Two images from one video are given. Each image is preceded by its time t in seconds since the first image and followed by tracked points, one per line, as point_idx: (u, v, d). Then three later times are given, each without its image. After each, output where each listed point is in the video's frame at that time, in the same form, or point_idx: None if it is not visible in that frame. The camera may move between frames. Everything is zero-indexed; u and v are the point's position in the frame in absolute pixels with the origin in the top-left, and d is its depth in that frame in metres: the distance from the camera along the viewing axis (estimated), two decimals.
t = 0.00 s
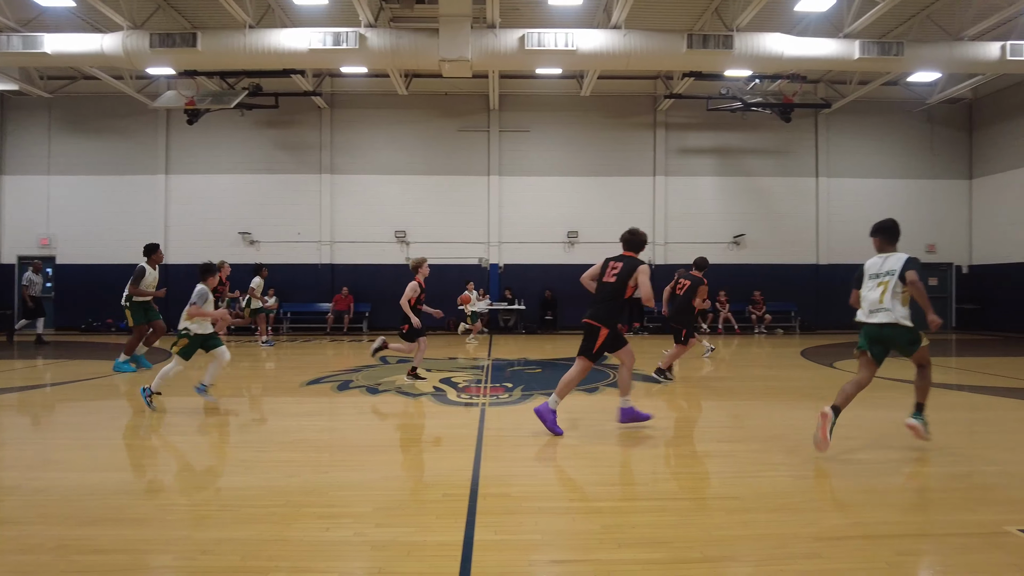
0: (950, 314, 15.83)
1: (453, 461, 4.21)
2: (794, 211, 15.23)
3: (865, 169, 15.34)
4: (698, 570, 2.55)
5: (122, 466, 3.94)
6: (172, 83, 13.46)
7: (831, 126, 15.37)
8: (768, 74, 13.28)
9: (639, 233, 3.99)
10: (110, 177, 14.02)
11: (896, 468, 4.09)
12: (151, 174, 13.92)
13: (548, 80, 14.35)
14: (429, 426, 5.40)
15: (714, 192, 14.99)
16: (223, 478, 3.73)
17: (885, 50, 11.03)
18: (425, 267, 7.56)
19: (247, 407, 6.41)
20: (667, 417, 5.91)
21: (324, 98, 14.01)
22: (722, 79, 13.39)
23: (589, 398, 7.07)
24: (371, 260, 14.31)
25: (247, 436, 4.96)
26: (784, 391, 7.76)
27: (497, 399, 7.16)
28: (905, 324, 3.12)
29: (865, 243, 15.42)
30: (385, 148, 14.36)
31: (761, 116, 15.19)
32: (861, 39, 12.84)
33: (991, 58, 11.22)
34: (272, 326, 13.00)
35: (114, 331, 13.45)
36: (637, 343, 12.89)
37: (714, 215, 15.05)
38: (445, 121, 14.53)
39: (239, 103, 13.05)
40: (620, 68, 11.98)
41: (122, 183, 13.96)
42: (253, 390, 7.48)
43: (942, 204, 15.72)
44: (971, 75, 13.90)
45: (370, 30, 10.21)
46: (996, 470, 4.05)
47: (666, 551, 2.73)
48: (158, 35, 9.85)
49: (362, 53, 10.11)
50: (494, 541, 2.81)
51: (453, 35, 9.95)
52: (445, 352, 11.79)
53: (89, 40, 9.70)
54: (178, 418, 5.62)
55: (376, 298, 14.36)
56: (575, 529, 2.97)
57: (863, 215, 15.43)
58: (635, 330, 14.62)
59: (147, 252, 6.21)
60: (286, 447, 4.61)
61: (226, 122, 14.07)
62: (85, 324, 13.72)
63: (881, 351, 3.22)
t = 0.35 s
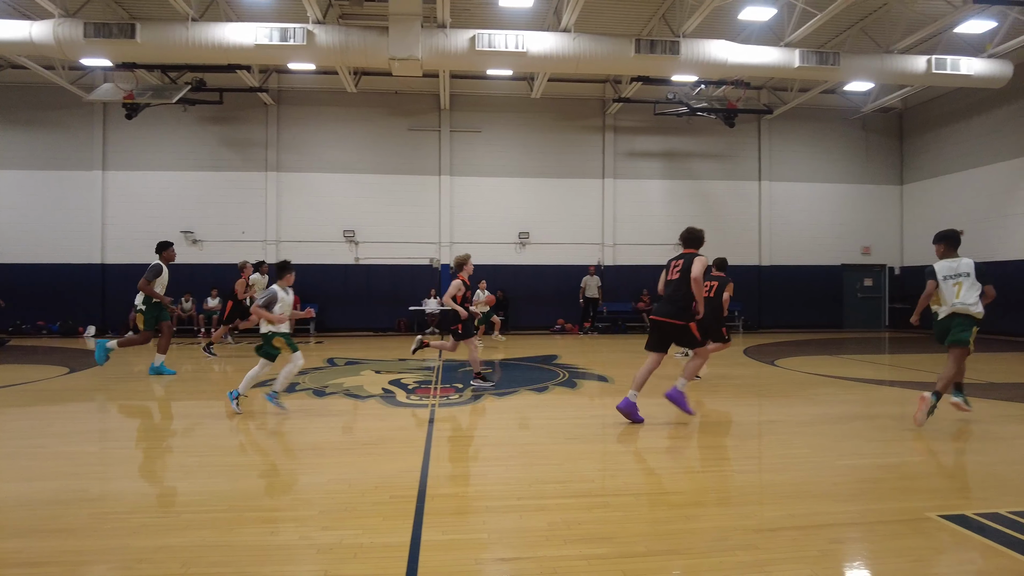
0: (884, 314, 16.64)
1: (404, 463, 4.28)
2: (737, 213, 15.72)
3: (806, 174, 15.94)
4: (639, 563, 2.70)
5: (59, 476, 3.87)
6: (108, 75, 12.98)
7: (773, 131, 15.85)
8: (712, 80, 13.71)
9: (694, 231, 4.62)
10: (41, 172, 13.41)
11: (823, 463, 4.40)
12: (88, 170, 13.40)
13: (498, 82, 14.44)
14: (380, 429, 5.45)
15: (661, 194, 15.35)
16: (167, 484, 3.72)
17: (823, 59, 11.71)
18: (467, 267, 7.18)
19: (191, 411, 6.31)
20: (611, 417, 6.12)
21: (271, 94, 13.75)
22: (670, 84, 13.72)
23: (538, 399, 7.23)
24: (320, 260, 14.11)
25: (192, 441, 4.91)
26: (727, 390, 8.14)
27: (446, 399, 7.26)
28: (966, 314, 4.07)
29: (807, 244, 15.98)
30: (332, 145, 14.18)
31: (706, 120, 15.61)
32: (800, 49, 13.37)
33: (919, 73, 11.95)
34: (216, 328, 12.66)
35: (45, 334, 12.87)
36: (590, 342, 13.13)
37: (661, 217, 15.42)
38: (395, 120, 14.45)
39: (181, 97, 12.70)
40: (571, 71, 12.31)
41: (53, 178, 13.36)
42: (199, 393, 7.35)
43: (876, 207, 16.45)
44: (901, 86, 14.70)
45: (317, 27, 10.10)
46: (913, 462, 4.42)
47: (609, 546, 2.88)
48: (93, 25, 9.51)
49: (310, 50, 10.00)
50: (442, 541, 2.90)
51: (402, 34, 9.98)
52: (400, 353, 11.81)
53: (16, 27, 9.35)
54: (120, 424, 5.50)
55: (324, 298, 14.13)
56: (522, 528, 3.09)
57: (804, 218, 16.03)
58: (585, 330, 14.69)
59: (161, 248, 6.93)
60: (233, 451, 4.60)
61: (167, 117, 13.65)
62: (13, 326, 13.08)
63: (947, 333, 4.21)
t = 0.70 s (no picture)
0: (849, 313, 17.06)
1: (376, 463, 4.30)
2: (707, 215, 15.95)
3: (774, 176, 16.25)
4: (607, 560, 2.76)
5: (16, 482, 3.79)
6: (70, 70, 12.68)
7: (741, 134, 16.13)
8: (681, 82, 13.92)
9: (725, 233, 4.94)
10: None
11: (788, 460, 4.53)
12: (48, 166, 13.07)
13: (470, 81, 14.45)
14: (352, 430, 5.45)
15: (632, 195, 15.51)
16: (131, 488, 3.67)
17: (790, 63, 11.98)
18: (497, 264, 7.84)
19: (155, 413, 6.21)
20: (580, 417, 6.19)
21: (239, 92, 13.57)
22: (640, 85, 13.88)
23: (509, 399, 7.28)
24: (290, 259, 13.95)
25: (157, 444, 4.84)
26: (699, 389, 8.29)
27: (418, 399, 7.26)
28: (991, 318, 4.36)
29: (774, 245, 16.30)
30: (301, 143, 14.02)
31: (676, 122, 15.81)
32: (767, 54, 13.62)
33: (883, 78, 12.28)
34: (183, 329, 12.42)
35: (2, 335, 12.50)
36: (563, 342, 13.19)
37: (633, 217, 15.57)
38: (366, 119, 14.37)
39: (146, 93, 12.48)
40: (542, 72, 12.39)
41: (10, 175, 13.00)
42: (164, 395, 7.22)
43: (841, 209, 16.82)
44: (864, 91, 15.07)
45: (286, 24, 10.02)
46: (875, 457, 4.57)
47: (578, 544, 2.93)
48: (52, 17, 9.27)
49: (279, 47, 9.92)
50: (412, 541, 2.93)
51: (373, 32, 9.97)
52: (375, 353, 11.75)
53: None
54: (81, 428, 5.39)
55: (295, 298, 13.98)
56: (492, 527, 3.13)
57: (773, 219, 16.33)
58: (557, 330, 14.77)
59: (168, 240, 7.00)
60: (200, 453, 4.55)
61: (131, 113, 13.37)
62: None
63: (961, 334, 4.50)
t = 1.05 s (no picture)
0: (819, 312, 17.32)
1: (351, 464, 4.31)
2: (680, 215, 16.12)
3: (747, 177, 16.48)
4: (579, 556, 2.82)
5: None
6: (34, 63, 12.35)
7: (714, 135, 16.33)
8: (655, 84, 14.07)
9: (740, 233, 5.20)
10: None
11: (758, 457, 4.64)
12: (9, 162, 12.72)
13: (445, 81, 14.43)
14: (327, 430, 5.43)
15: (606, 196, 15.63)
16: (99, 492, 3.63)
17: (762, 67, 12.20)
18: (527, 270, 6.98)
19: (123, 416, 6.11)
20: (553, 417, 6.25)
21: (210, 89, 13.37)
22: (614, 87, 14.01)
23: (483, 399, 7.31)
24: (261, 258, 13.78)
25: (124, 446, 4.78)
26: (673, 387, 8.41)
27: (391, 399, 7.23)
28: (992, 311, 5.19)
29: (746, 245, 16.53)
30: (273, 141, 13.86)
31: (650, 124, 15.95)
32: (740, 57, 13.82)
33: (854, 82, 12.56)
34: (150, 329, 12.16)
35: None
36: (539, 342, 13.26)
37: (607, 218, 15.68)
38: (340, 117, 14.26)
39: (113, 89, 12.24)
40: (518, 72, 12.42)
41: None
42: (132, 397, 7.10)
43: (811, 210, 17.13)
44: (834, 94, 15.38)
45: (259, 20, 9.91)
46: (841, 453, 4.72)
47: (551, 541, 2.98)
48: (14, 9, 9.02)
49: (252, 43, 9.80)
50: (386, 541, 2.95)
51: (348, 30, 9.92)
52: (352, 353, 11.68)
53: None
54: (46, 432, 5.29)
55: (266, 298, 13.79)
56: (467, 525, 3.17)
57: (745, 220, 16.56)
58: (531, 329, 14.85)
59: (174, 241, 6.87)
60: (171, 455, 4.51)
61: (97, 109, 13.09)
62: None
63: (963, 321, 5.30)
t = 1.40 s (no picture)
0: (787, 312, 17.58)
1: (324, 466, 4.27)
2: (652, 216, 16.23)
3: (718, 178, 16.69)
4: (552, 555, 2.84)
5: None
6: None
7: (685, 137, 16.48)
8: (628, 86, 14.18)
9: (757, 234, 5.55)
10: None
11: (728, 455, 4.72)
12: None
13: (419, 80, 14.37)
14: (298, 432, 5.38)
15: (579, 197, 15.69)
16: (59, 497, 3.54)
17: (732, 70, 12.36)
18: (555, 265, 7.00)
19: (85, 419, 5.96)
20: (525, 416, 6.28)
21: (178, 85, 13.11)
22: (587, 88, 14.11)
23: (456, 399, 7.31)
24: (231, 258, 13.54)
25: (85, 451, 4.67)
26: (647, 386, 8.50)
27: (363, 400, 7.14)
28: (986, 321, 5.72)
29: (716, 246, 16.68)
30: (242, 138, 13.65)
31: (622, 125, 16.06)
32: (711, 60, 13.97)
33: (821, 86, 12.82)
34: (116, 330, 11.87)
35: None
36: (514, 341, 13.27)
37: (580, 219, 15.75)
38: (311, 115, 14.09)
39: (76, 84, 11.92)
40: (491, 72, 12.43)
41: None
42: (94, 400, 6.92)
43: (781, 211, 17.43)
44: (801, 98, 15.66)
45: (229, 15, 9.75)
46: (807, 450, 4.83)
47: (525, 540, 3.00)
48: None
49: (221, 39, 9.64)
50: (359, 542, 2.94)
51: (320, 27, 9.83)
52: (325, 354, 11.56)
53: None
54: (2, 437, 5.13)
55: (235, 298, 13.54)
56: (440, 525, 3.17)
57: (717, 220, 16.76)
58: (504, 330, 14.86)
59: (183, 243, 6.96)
60: (136, 459, 4.42)
61: (60, 104, 12.74)
62: None
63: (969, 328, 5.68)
